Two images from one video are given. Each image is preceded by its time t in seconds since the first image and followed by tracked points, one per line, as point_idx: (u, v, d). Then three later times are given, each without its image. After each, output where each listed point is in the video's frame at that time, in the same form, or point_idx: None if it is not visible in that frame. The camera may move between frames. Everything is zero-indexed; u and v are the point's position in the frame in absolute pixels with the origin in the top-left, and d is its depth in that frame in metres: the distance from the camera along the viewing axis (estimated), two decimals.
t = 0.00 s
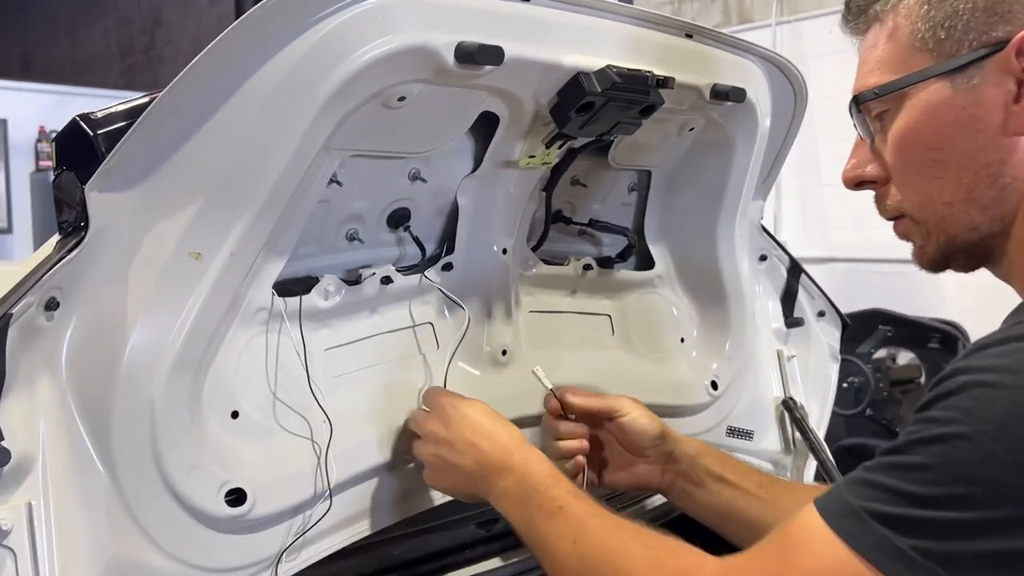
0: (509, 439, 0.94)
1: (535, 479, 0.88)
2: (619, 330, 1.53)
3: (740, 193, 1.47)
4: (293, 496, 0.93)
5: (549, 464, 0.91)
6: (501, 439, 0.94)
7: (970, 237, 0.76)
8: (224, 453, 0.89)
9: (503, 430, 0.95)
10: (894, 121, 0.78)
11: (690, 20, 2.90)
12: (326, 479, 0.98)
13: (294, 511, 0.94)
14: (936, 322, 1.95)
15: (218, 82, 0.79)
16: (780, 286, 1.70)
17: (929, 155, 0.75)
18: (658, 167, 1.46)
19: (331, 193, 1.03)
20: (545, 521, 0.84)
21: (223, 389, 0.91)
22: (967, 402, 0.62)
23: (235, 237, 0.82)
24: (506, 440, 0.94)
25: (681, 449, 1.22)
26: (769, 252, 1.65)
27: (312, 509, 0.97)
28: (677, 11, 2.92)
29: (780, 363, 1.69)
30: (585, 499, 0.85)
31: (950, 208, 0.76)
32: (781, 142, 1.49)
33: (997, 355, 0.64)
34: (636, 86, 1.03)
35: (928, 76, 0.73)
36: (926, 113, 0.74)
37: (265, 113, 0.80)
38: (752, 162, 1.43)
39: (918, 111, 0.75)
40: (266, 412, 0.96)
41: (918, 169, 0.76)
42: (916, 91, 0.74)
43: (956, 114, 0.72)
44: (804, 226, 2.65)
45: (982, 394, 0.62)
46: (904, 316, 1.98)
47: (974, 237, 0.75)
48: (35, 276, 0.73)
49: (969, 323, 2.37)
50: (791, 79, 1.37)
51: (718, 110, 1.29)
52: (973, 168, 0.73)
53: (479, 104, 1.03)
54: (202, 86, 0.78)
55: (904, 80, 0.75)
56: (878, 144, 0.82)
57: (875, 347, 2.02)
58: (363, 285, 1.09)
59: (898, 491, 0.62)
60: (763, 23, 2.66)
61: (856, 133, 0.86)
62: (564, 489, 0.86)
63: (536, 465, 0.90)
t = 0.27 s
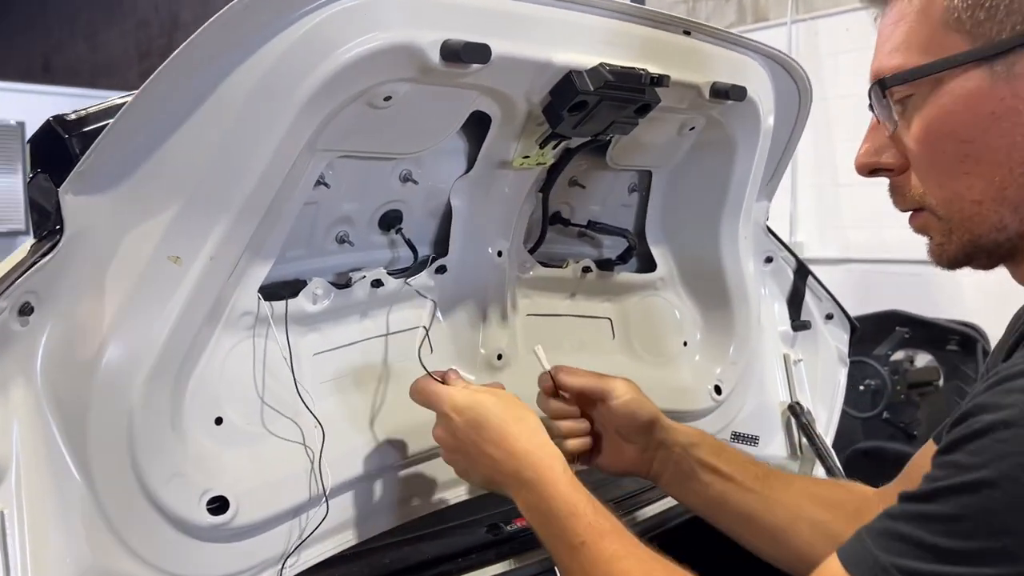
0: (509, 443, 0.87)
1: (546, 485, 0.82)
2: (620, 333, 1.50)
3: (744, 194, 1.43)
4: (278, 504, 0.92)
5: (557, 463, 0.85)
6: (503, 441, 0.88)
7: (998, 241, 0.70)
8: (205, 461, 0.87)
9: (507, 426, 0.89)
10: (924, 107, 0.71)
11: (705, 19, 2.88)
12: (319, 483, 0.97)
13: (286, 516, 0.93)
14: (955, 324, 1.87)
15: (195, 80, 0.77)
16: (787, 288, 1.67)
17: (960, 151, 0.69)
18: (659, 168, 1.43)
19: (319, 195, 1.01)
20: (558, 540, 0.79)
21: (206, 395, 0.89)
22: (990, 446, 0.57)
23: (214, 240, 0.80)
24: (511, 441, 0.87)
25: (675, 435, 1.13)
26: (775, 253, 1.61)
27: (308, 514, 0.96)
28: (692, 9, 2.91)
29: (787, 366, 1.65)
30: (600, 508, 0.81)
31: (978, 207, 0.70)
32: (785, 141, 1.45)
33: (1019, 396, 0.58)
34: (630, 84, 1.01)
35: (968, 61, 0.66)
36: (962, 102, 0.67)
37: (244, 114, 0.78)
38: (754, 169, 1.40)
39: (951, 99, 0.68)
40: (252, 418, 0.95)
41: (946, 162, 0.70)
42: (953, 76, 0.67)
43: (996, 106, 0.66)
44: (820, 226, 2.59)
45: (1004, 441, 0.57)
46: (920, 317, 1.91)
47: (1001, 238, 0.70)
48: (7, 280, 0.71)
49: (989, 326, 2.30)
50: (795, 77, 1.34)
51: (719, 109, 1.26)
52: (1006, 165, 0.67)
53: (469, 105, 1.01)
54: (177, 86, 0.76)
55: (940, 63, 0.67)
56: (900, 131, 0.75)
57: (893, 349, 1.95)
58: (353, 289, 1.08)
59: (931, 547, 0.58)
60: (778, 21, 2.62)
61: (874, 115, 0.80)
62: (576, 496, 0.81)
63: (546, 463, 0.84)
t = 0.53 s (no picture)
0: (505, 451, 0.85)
1: (543, 499, 0.80)
2: (617, 335, 1.48)
3: (743, 194, 1.41)
4: (258, 510, 0.90)
5: (552, 474, 0.82)
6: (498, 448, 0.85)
7: (1014, 241, 0.63)
8: (183, 466, 0.86)
9: (501, 431, 0.86)
10: (948, 85, 0.63)
11: (720, 18, 2.85)
12: (301, 488, 0.96)
13: (269, 521, 0.92)
14: (974, 326, 1.87)
15: (168, 80, 0.76)
16: (791, 290, 1.63)
17: (983, 136, 0.62)
18: (656, 168, 1.41)
19: (303, 197, 1.00)
20: (558, 555, 0.77)
21: (184, 399, 0.88)
22: (987, 479, 0.53)
23: (189, 242, 0.79)
24: (505, 449, 0.85)
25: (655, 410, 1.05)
26: (778, 255, 1.58)
27: (291, 519, 0.95)
28: (708, 7, 2.88)
29: (790, 369, 1.61)
30: (598, 521, 0.78)
31: (996, 200, 0.63)
32: (786, 139, 1.42)
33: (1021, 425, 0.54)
34: (617, 83, 0.99)
35: (1006, 38, 0.58)
36: (994, 83, 0.60)
37: (216, 115, 0.77)
38: (755, 165, 1.38)
39: (981, 77, 0.61)
40: (233, 422, 0.94)
41: (965, 147, 0.63)
42: (986, 54, 0.60)
43: None
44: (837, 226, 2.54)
45: (1003, 473, 0.52)
46: (941, 319, 1.90)
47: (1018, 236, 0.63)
48: None
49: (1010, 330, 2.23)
50: (795, 76, 1.31)
51: (715, 107, 1.23)
52: None
53: (454, 104, 0.99)
54: (146, 86, 0.75)
55: (974, 38, 0.60)
56: (917, 109, 0.67)
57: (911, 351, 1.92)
58: (339, 292, 1.06)
59: None
60: (795, 19, 2.58)
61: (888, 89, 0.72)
62: (571, 513, 0.79)
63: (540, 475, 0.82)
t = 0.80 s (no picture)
0: (494, 452, 0.81)
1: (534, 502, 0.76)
2: (616, 337, 1.45)
3: (743, 194, 1.39)
4: (242, 515, 0.89)
5: (545, 476, 0.78)
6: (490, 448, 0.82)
7: (1004, 244, 0.61)
8: (164, 469, 0.86)
9: (489, 431, 0.83)
10: (940, 80, 0.61)
11: (737, 18, 2.82)
12: (284, 493, 0.95)
13: (254, 525, 0.91)
14: (996, 327, 1.90)
15: (146, 80, 0.75)
16: (795, 291, 1.59)
17: (974, 135, 0.60)
18: (654, 168, 1.39)
19: (290, 199, 0.99)
20: (547, 564, 0.72)
21: (167, 403, 0.88)
22: (973, 513, 0.49)
23: (169, 245, 0.79)
24: (497, 450, 0.81)
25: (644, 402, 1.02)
26: (780, 256, 1.55)
27: (276, 523, 0.94)
28: (724, 7, 2.86)
29: (794, 373, 1.57)
30: (590, 529, 0.73)
31: (986, 203, 0.61)
32: (788, 138, 1.40)
33: (1009, 455, 0.49)
34: (604, 82, 0.97)
35: (998, 33, 0.56)
36: (986, 79, 0.58)
37: (194, 116, 0.76)
38: (755, 163, 1.35)
39: (972, 73, 0.59)
40: (218, 424, 0.93)
41: (956, 147, 0.61)
42: (979, 49, 0.57)
43: None
44: (856, 226, 2.49)
45: (989, 506, 0.48)
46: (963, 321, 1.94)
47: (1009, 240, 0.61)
48: None
49: None
50: (794, 74, 1.29)
51: (711, 106, 1.21)
52: None
53: (441, 104, 0.98)
54: (122, 88, 0.74)
55: (965, 32, 0.58)
56: (908, 102, 0.65)
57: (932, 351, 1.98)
58: (328, 294, 1.05)
59: None
60: (812, 18, 2.55)
61: (878, 81, 0.70)
62: (563, 520, 0.73)
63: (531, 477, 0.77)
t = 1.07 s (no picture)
0: (487, 443, 0.79)
1: (524, 500, 0.74)
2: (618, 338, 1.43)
3: (747, 193, 1.36)
4: (234, 518, 0.89)
5: (537, 472, 0.76)
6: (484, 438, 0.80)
7: (992, 247, 0.62)
8: (152, 471, 0.85)
9: (482, 420, 0.81)
10: (922, 82, 0.61)
11: (755, 16, 2.79)
12: (281, 492, 0.94)
13: (251, 524, 0.91)
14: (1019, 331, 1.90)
15: (130, 79, 0.74)
16: (804, 292, 1.52)
17: (958, 137, 0.60)
18: (656, 168, 1.37)
19: (282, 200, 0.99)
20: (534, 565, 0.70)
21: (157, 405, 0.88)
22: (949, 535, 0.48)
23: (156, 245, 0.78)
24: (490, 441, 0.79)
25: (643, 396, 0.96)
26: (788, 256, 1.48)
27: (273, 523, 0.93)
28: (742, 5, 2.83)
29: (801, 375, 1.51)
30: (580, 526, 0.71)
31: (972, 208, 0.61)
32: (793, 136, 1.37)
33: (987, 474, 0.48)
34: (598, 79, 0.96)
35: (983, 32, 0.56)
36: (968, 80, 0.58)
37: (178, 116, 0.76)
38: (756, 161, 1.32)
39: (955, 75, 0.59)
40: (212, 426, 0.93)
41: (940, 151, 0.61)
42: (961, 50, 0.58)
43: (1006, 90, 0.56)
44: (874, 226, 2.45)
45: (966, 527, 0.47)
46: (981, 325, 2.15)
47: (995, 242, 0.62)
48: None
49: None
50: (797, 70, 1.27)
51: (712, 105, 1.19)
52: (1011, 161, 0.58)
53: (433, 102, 0.97)
54: (103, 89, 0.73)
55: (947, 33, 0.58)
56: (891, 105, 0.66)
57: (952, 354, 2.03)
58: (321, 295, 1.05)
59: None
60: (830, 15, 2.51)
61: (860, 83, 0.70)
62: (553, 519, 0.71)
63: (525, 473, 0.76)
